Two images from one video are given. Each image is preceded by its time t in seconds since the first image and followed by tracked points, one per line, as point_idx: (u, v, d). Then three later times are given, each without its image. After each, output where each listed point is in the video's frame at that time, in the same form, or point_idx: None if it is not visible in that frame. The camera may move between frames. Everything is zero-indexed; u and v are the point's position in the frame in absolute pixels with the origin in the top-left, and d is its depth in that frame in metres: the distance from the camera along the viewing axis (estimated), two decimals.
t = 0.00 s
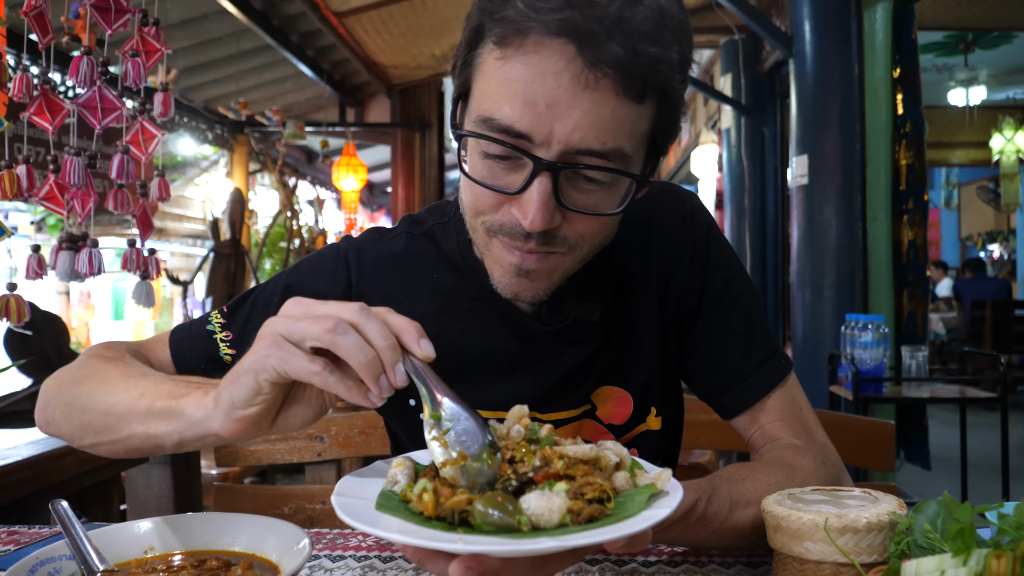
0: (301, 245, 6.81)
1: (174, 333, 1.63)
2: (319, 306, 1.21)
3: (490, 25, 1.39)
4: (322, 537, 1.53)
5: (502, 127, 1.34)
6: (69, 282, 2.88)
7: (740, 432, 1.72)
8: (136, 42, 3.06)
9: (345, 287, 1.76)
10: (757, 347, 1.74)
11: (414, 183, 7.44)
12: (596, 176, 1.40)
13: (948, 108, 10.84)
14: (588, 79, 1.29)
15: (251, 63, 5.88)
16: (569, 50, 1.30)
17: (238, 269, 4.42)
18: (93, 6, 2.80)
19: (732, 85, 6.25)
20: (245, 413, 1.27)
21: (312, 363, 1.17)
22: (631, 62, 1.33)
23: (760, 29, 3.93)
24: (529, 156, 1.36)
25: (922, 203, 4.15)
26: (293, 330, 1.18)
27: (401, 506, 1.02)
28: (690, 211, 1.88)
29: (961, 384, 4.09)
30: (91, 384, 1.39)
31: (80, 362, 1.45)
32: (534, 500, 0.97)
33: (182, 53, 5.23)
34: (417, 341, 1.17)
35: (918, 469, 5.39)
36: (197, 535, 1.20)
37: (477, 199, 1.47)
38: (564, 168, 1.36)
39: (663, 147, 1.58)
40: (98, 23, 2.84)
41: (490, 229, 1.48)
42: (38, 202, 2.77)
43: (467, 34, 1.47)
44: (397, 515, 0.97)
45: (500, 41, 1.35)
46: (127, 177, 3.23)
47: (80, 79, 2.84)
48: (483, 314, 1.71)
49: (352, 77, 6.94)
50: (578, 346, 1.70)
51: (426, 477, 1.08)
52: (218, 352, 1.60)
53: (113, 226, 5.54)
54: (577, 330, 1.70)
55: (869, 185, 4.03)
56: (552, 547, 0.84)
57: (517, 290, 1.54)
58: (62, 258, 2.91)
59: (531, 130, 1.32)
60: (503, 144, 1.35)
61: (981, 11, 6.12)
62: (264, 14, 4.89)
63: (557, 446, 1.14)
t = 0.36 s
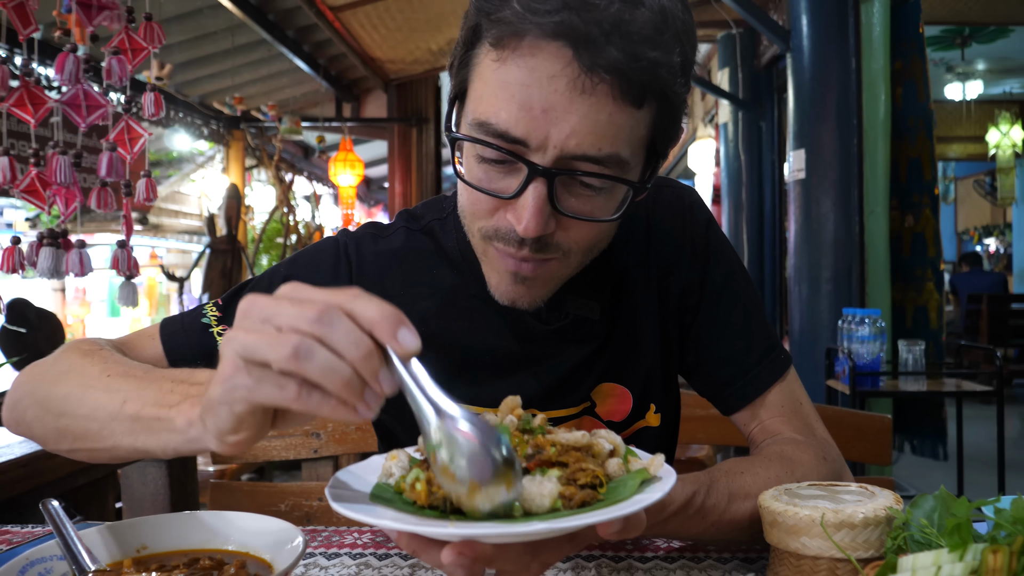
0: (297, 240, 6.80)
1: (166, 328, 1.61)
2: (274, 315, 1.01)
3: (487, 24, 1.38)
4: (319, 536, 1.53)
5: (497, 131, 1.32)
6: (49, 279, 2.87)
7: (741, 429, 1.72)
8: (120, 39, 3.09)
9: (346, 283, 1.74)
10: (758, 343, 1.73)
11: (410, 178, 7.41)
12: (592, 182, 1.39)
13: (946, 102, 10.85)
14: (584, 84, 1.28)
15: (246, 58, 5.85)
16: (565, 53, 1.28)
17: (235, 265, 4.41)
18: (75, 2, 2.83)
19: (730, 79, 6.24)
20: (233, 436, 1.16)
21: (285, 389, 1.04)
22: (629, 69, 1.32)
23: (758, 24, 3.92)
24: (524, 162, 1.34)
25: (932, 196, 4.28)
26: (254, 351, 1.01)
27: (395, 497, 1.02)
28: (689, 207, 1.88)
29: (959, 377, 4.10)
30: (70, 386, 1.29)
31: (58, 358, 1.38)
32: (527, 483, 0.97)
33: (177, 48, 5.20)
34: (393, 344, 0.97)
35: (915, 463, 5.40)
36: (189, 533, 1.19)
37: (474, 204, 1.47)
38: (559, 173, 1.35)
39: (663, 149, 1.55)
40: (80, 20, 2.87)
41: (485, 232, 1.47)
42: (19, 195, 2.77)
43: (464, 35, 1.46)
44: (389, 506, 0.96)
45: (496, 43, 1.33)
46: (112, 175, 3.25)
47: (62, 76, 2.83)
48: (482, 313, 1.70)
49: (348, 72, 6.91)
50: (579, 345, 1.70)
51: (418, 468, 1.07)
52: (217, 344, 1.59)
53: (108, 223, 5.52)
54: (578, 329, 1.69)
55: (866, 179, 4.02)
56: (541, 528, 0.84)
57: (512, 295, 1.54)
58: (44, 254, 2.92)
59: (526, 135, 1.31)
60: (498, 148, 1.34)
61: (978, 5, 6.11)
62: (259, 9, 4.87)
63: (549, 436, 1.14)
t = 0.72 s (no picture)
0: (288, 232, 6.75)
1: (150, 321, 1.59)
2: (213, 379, 0.85)
3: (469, 10, 1.37)
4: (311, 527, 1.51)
5: (484, 118, 1.31)
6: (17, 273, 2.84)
7: (735, 418, 1.71)
8: (97, 29, 3.07)
9: (338, 274, 1.71)
10: (751, 332, 1.73)
11: (402, 170, 7.37)
12: (584, 168, 1.37)
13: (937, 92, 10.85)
14: (572, 67, 1.27)
15: (234, 48, 5.79)
16: (551, 36, 1.28)
17: (226, 258, 4.37)
18: None
19: (721, 69, 6.21)
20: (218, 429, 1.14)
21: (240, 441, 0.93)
22: (618, 49, 1.32)
23: (751, 12, 3.91)
24: (513, 149, 1.32)
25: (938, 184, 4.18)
26: (209, 419, 0.86)
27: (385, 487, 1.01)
28: (685, 196, 1.87)
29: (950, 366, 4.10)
30: (49, 384, 1.22)
31: (36, 351, 1.30)
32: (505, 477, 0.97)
33: (165, 39, 5.14)
34: (342, 410, 0.87)
35: (906, 451, 5.43)
36: (178, 526, 1.18)
37: (462, 188, 1.44)
38: (550, 161, 1.33)
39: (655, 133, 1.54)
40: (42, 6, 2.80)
41: (475, 223, 1.45)
42: None
43: (449, 23, 1.45)
44: (380, 498, 0.95)
45: (481, 29, 1.34)
46: (75, 163, 3.23)
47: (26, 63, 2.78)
48: (475, 303, 1.68)
49: (338, 62, 6.85)
50: (574, 335, 1.68)
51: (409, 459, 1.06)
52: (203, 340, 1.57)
53: (97, 215, 5.46)
54: (573, 319, 1.68)
55: (858, 168, 4.02)
56: (534, 519, 0.82)
57: (505, 288, 1.52)
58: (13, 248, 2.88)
59: (514, 122, 1.29)
60: (487, 137, 1.32)
61: None
62: None
63: (542, 424, 1.13)
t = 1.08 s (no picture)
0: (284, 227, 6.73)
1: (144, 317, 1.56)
2: (194, 316, 0.94)
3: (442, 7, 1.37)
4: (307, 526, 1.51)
5: (459, 108, 1.30)
6: (3, 267, 2.80)
7: (733, 414, 1.71)
8: (98, 22, 3.05)
9: (332, 270, 1.69)
10: (749, 327, 1.72)
11: (398, 164, 7.36)
12: (561, 156, 1.35)
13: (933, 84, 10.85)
14: (538, 53, 1.25)
15: (228, 43, 5.75)
16: (517, 23, 1.26)
17: (222, 253, 4.36)
18: None
19: (717, 62, 6.17)
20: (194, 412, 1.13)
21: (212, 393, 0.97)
22: (588, 28, 1.29)
23: (747, 6, 3.89)
24: (487, 137, 1.31)
25: (927, 176, 4.29)
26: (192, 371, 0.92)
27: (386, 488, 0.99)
28: (682, 189, 1.86)
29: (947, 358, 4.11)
30: (42, 383, 1.22)
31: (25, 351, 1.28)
32: (499, 479, 0.97)
33: (158, 34, 5.11)
34: (323, 363, 0.92)
35: (902, 443, 5.45)
36: (172, 526, 1.17)
37: (446, 179, 1.42)
38: (523, 150, 1.31)
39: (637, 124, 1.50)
40: None
41: (458, 214, 1.43)
42: None
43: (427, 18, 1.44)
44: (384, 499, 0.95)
45: (455, 19, 1.32)
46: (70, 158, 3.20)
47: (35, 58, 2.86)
48: (472, 300, 1.67)
49: (333, 56, 6.82)
50: (573, 332, 1.68)
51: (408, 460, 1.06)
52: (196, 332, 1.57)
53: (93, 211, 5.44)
54: (572, 316, 1.67)
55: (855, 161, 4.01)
56: (541, 519, 0.82)
57: (492, 277, 1.52)
58: None
59: (486, 110, 1.28)
60: (460, 125, 1.31)
61: None
62: None
63: (546, 424, 1.13)
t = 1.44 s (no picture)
0: (282, 228, 6.72)
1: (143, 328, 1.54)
2: (188, 332, 0.90)
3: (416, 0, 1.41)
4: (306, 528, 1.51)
5: (453, 79, 1.33)
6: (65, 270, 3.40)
7: (731, 415, 1.71)
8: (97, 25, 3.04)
9: (331, 277, 1.69)
10: (748, 328, 1.72)
11: (396, 164, 7.36)
12: (563, 102, 1.36)
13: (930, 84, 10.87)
14: (522, 9, 1.29)
15: (227, 44, 5.75)
16: None
17: (220, 253, 4.35)
18: None
19: (715, 62, 6.16)
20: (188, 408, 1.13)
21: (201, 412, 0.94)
22: None
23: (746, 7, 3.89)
24: (488, 104, 1.33)
25: (921, 176, 4.30)
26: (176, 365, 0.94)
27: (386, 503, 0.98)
28: (681, 191, 1.86)
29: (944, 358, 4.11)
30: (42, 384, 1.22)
31: (22, 354, 1.28)
32: (507, 494, 0.98)
33: (157, 34, 5.10)
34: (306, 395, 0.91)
35: (900, 443, 5.46)
36: (171, 530, 1.17)
37: (452, 166, 1.40)
38: (526, 105, 1.33)
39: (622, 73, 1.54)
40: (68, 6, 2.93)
41: (473, 200, 1.40)
42: (12, 182, 3.08)
43: (402, 16, 1.48)
44: (393, 513, 0.95)
45: (430, 8, 1.36)
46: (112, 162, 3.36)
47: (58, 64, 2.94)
48: (473, 304, 1.67)
49: (331, 57, 6.81)
50: (574, 335, 1.68)
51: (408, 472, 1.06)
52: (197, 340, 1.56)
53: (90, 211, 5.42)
54: (574, 318, 1.67)
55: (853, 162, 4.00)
56: (555, 540, 0.82)
57: (521, 261, 1.44)
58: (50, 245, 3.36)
59: (482, 75, 1.31)
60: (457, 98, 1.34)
61: None
62: None
63: (551, 433, 1.13)
